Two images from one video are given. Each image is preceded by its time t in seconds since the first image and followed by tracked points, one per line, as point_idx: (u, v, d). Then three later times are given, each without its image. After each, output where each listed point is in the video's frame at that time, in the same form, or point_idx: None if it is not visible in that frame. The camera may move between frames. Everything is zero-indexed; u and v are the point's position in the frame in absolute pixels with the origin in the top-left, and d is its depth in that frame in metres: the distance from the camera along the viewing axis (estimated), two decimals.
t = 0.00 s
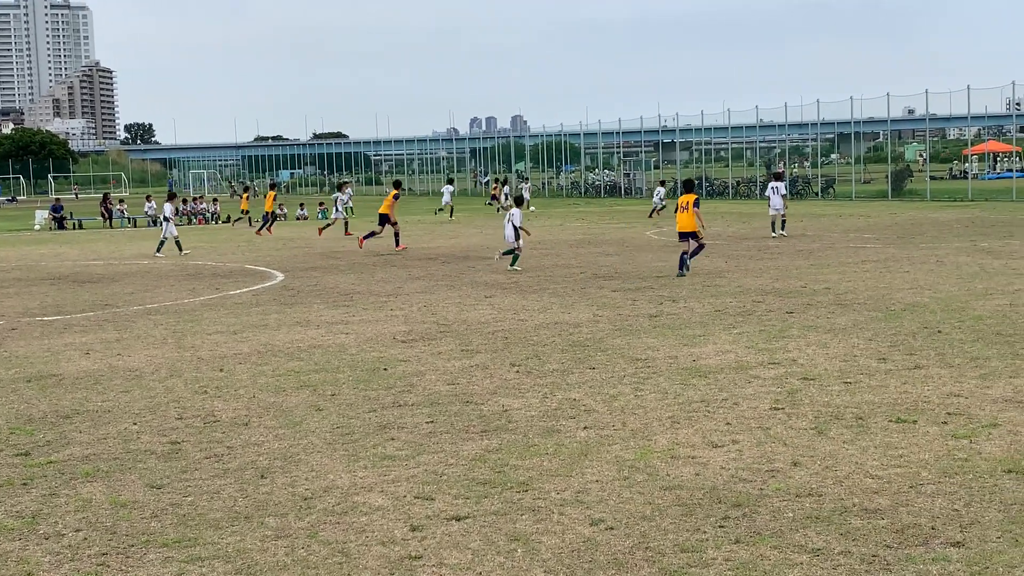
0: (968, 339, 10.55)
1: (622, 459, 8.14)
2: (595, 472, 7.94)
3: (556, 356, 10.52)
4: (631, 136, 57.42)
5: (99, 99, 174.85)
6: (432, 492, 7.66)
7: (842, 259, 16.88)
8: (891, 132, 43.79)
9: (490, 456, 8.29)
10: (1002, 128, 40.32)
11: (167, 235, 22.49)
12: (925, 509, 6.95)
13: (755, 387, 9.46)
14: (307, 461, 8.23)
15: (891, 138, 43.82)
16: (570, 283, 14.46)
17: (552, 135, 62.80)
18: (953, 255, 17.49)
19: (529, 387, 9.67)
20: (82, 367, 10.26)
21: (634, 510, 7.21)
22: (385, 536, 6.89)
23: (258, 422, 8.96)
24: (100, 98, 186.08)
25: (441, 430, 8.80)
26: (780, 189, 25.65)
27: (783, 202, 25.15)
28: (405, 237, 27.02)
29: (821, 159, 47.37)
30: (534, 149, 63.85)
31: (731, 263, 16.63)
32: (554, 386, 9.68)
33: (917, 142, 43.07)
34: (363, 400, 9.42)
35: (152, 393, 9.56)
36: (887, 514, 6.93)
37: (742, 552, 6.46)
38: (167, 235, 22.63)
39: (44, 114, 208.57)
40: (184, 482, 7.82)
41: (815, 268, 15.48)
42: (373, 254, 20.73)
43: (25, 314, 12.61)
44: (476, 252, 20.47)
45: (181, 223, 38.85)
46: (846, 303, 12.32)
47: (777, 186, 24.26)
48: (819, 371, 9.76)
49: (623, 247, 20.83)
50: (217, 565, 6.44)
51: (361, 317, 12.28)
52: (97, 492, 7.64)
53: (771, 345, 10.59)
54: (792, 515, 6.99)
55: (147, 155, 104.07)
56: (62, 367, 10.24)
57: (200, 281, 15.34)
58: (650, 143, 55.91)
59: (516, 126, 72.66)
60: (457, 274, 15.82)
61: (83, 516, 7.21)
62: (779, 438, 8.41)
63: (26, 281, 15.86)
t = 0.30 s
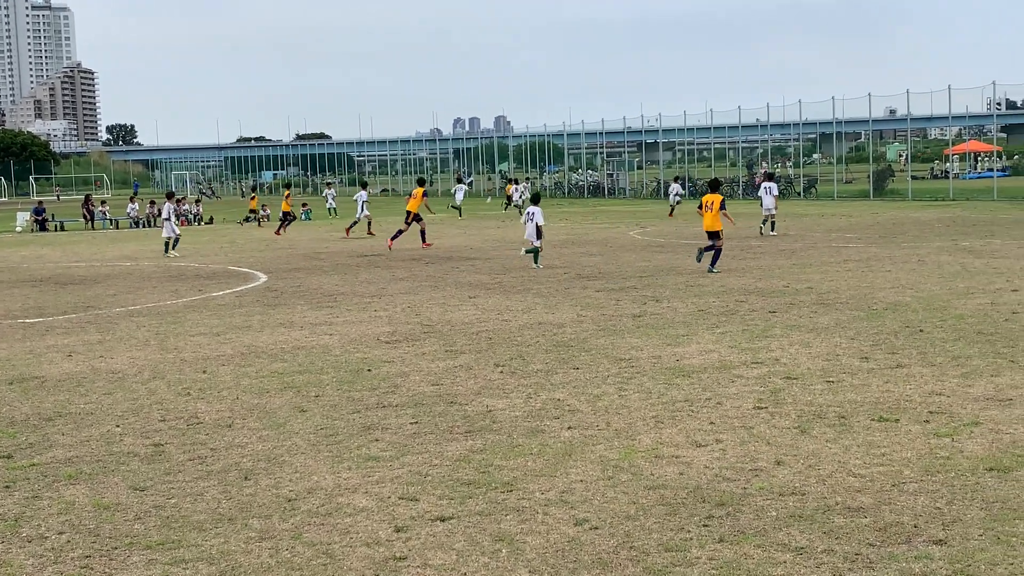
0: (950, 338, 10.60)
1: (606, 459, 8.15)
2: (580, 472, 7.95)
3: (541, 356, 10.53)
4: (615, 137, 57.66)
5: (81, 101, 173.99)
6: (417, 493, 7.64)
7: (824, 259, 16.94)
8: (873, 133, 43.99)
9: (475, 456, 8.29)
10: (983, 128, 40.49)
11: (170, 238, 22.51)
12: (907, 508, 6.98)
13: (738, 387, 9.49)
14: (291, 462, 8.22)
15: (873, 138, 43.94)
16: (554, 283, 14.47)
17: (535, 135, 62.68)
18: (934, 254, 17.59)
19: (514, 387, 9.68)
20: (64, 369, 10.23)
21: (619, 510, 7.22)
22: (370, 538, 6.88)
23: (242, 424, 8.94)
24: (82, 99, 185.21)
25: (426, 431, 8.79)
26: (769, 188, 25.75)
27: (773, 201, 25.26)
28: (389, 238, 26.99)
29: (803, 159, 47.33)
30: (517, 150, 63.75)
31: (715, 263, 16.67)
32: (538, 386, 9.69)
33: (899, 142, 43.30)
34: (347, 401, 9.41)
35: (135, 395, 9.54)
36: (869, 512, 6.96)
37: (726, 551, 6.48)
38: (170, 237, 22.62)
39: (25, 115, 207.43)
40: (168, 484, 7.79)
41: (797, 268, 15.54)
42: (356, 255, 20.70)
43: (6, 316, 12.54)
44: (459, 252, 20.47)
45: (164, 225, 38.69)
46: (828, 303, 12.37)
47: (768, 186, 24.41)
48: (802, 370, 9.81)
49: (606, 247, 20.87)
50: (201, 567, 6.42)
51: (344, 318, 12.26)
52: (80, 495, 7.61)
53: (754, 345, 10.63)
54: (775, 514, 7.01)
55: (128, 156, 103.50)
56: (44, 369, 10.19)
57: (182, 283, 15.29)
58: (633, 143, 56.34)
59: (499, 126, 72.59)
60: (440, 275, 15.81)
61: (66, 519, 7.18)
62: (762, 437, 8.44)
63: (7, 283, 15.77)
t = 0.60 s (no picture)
0: (924, 338, 10.66)
1: (582, 460, 8.14)
2: (556, 473, 7.93)
3: (517, 358, 10.55)
4: (592, 138, 57.67)
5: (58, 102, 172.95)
6: (393, 495, 7.61)
7: (798, 260, 17.03)
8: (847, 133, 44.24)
9: (451, 459, 8.27)
10: (957, 129, 40.70)
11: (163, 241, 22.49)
12: (881, 507, 7.00)
13: (714, 387, 9.53)
14: (266, 466, 8.18)
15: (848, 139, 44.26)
16: (530, 285, 14.49)
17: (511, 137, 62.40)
18: (908, 254, 17.72)
19: (491, 389, 9.68)
20: (37, 373, 10.18)
21: (595, 511, 7.20)
22: (345, 541, 6.83)
23: (217, 428, 8.91)
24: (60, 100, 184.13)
25: (402, 434, 8.77)
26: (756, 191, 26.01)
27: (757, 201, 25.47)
28: (366, 240, 26.98)
29: (779, 161, 47.72)
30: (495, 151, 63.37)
31: (693, 264, 16.73)
32: (514, 388, 9.69)
33: (873, 143, 43.70)
34: (323, 404, 9.40)
35: (109, 399, 9.50)
36: (844, 512, 6.97)
37: (701, 551, 6.47)
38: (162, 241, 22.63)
39: None
40: (142, 489, 7.74)
41: (772, 269, 15.63)
42: (333, 257, 20.67)
43: None
44: (436, 255, 20.49)
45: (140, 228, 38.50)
46: (803, 303, 12.43)
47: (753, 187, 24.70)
48: (776, 371, 9.85)
49: (582, 249, 20.90)
50: (174, 572, 6.38)
51: (321, 320, 12.25)
52: (53, 500, 7.56)
53: (729, 345, 10.68)
54: (750, 514, 7.01)
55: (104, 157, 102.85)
56: (17, 374, 10.13)
57: (157, 286, 15.24)
58: (610, 145, 56.45)
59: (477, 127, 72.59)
60: (417, 277, 15.82)
61: (39, 524, 7.13)
62: (738, 437, 8.46)
63: None
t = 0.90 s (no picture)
0: (895, 339, 10.74)
1: (557, 463, 8.14)
2: (531, 475, 7.93)
3: (492, 360, 10.56)
4: (565, 140, 57.52)
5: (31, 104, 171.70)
6: (368, 498, 7.57)
7: (771, 261, 17.14)
8: (820, 136, 44.49)
9: (426, 462, 8.25)
10: (928, 130, 41.12)
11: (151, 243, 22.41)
12: (855, 507, 7.02)
13: (688, 389, 9.56)
14: (240, 471, 8.13)
15: (820, 142, 44.52)
16: (505, 287, 14.50)
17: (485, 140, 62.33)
18: (880, 255, 17.86)
19: (466, 392, 9.68)
20: (8, 378, 10.10)
21: (570, 513, 7.19)
22: (319, 545, 6.78)
23: (190, 432, 8.87)
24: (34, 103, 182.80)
25: (377, 437, 8.75)
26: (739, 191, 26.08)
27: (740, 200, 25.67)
28: (341, 243, 26.93)
29: (752, 163, 48.09)
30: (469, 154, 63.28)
31: (666, 266, 16.80)
32: (489, 391, 9.69)
33: (846, 145, 43.65)
34: (297, 408, 9.37)
35: (82, 403, 9.44)
36: (817, 513, 6.99)
37: (676, 552, 6.47)
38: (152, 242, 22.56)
39: None
40: (114, 494, 7.68)
41: (745, 270, 15.71)
42: (308, 260, 20.63)
43: None
44: (411, 257, 20.49)
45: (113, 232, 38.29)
46: (776, 305, 12.49)
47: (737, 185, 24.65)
48: (750, 372, 9.90)
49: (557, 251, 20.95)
50: None
51: (295, 324, 12.22)
52: (25, 505, 7.50)
53: (703, 347, 10.72)
54: (724, 515, 7.02)
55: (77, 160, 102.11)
56: None
57: (130, 290, 15.16)
58: (585, 147, 56.55)
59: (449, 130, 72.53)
60: (392, 280, 15.81)
61: (10, 531, 7.06)
62: (711, 438, 8.48)
63: None
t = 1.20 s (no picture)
0: (872, 340, 10.80)
1: (535, 465, 8.14)
2: (509, 478, 7.92)
3: (470, 363, 10.56)
4: (543, 143, 57.47)
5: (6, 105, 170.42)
6: (346, 501, 7.54)
7: (748, 263, 17.21)
8: (796, 138, 44.94)
9: (404, 464, 8.23)
10: (904, 132, 41.26)
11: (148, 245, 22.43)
12: (832, 508, 7.05)
13: (666, 390, 9.59)
14: (217, 474, 8.09)
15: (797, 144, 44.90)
16: (483, 289, 14.51)
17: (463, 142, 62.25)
18: (857, 257, 17.97)
19: (444, 394, 9.68)
20: None
21: (548, 515, 7.19)
22: (297, 548, 6.75)
23: (166, 436, 8.82)
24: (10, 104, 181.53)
25: (354, 440, 8.73)
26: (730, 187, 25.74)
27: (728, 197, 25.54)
28: (319, 245, 26.86)
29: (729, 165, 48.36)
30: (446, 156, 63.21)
31: (644, 268, 16.85)
32: (467, 393, 9.69)
33: (823, 148, 44.35)
34: (274, 411, 9.34)
35: (57, 407, 9.38)
36: (794, 514, 7.02)
37: (653, 554, 6.48)
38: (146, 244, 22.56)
39: None
40: (90, 498, 7.62)
41: (723, 272, 15.76)
42: (285, 263, 20.57)
43: None
44: (389, 260, 20.47)
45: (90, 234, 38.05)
46: (753, 307, 12.55)
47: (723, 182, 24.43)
48: (728, 373, 9.94)
49: (536, 254, 20.96)
50: None
51: (272, 326, 12.18)
52: None
53: (681, 349, 10.75)
54: (702, 517, 7.04)
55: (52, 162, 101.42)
56: None
57: (106, 293, 15.08)
58: (563, 150, 56.50)
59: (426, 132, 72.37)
60: (369, 282, 15.80)
61: None
62: (689, 440, 8.50)
63: None
